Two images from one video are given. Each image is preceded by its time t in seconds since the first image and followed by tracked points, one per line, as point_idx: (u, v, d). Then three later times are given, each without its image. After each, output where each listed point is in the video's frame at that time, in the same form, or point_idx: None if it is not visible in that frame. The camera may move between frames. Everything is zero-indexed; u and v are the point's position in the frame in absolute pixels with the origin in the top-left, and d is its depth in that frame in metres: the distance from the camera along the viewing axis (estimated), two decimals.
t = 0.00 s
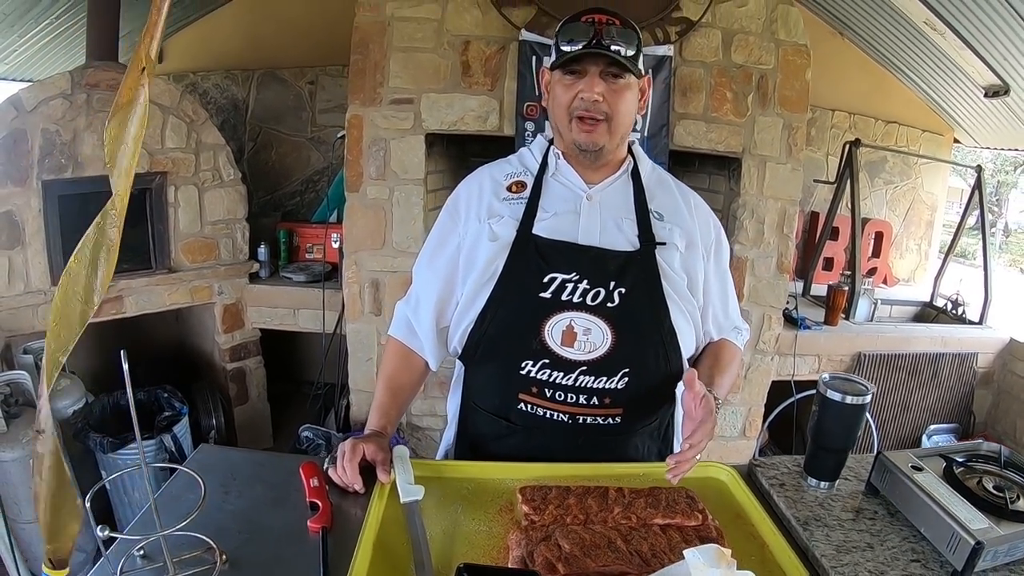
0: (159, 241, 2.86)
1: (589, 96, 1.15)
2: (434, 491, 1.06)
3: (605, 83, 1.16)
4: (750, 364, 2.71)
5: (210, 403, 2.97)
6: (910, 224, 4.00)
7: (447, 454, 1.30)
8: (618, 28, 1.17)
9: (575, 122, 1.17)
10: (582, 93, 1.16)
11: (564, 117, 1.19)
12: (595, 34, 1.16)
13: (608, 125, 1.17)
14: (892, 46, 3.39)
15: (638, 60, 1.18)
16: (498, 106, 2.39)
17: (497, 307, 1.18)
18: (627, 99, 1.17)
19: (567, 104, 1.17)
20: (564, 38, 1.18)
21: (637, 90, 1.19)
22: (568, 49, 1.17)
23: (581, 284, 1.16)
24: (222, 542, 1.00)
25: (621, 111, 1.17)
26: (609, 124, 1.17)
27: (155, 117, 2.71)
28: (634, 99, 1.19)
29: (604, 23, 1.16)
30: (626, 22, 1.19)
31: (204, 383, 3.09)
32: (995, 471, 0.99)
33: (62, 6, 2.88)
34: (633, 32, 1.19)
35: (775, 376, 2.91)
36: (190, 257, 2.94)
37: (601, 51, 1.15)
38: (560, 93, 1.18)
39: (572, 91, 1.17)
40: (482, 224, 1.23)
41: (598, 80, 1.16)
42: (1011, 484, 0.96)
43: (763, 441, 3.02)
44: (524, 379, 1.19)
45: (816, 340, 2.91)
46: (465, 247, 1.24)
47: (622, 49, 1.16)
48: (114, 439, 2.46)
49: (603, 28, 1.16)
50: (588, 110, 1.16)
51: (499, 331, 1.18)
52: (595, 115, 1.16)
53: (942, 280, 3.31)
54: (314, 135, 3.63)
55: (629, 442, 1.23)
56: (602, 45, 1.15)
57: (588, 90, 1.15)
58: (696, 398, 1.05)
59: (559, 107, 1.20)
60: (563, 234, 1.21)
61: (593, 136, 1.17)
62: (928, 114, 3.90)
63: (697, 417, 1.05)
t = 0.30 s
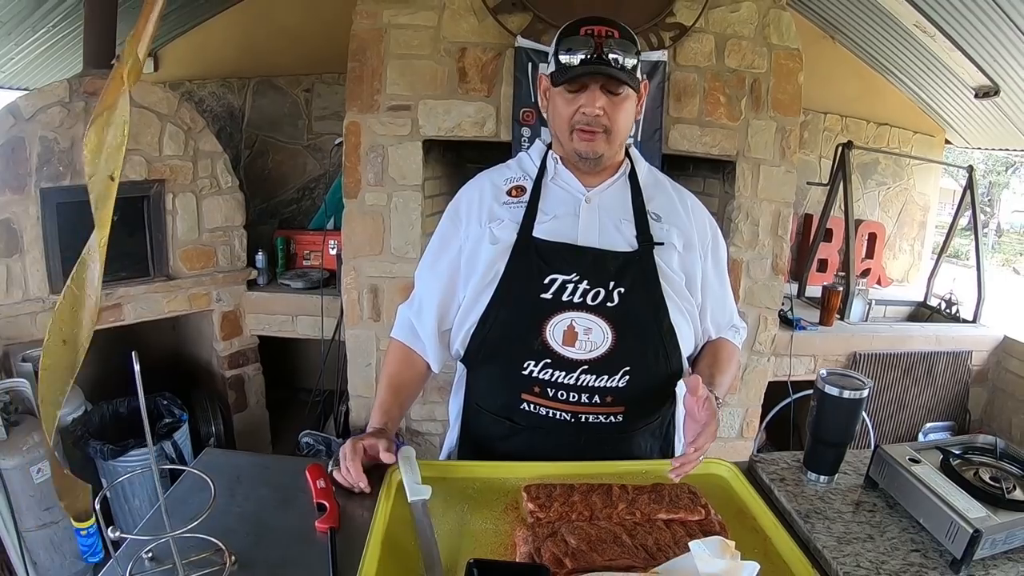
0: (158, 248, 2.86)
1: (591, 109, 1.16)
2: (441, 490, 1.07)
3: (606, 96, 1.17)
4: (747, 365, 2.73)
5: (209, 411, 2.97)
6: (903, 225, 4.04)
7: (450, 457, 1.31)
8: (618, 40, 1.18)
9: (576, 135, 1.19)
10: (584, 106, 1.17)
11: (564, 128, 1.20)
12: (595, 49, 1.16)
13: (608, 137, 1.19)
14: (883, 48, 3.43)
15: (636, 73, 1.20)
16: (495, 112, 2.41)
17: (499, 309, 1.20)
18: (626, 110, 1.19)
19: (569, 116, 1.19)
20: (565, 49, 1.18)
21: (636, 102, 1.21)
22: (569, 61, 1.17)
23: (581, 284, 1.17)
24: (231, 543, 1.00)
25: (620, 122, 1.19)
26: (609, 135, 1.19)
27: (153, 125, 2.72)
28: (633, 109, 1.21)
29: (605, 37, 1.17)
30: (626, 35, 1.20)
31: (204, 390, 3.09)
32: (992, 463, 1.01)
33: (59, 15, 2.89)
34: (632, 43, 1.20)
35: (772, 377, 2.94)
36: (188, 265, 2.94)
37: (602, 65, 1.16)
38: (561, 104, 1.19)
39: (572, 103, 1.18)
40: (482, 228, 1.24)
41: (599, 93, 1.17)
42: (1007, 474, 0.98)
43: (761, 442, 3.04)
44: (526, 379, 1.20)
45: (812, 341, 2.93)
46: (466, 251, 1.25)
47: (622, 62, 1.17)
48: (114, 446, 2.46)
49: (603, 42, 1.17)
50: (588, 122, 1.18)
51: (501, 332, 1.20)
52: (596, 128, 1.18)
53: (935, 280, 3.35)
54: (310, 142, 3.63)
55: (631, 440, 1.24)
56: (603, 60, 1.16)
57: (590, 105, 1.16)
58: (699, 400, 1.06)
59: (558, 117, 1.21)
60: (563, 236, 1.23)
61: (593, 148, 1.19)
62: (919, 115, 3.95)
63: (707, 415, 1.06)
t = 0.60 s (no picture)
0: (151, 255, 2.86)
1: (594, 127, 1.18)
2: (440, 488, 1.08)
3: (609, 113, 1.18)
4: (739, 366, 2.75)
5: (203, 417, 2.96)
6: (891, 226, 4.09)
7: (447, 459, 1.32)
8: (623, 57, 1.19)
9: (575, 149, 1.21)
10: (586, 122, 1.18)
11: (564, 141, 1.21)
12: (603, 67, 1.17)
13: (606, 153, 1.21)
14: (869, 51, 3.48)
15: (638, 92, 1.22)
16: (487, 117, 2.43)
17: (492, 309, 1.21)
18: (625, 126, 1.21)
19: (570, 128, 1.20)
20: (572, 62, 1.18)
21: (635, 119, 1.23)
22: (576, 75, 1.17)
23: (574, 283, 1.19)
24: (232, 544, 1.01)
25: (620, 138, 1.21)
26: (608, 150, 1.21)
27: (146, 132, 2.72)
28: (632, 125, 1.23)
29: (613, 55, 1.18)
30: (632, 54, 1.21)
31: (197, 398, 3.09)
32: (982, 455, 1.04)
33: (51, 22, 2.89)
34: (634, 60, 1.21)
35: (764, 378, 2.96)
36: (181, 272, 2.93)
37: (609, 85, 1.17)
38: (563, 116, 1.19)
39: (575, 117, 1.18)
40: (476, 229, 1.26)
41: (602, 111, 1.18)
42: (997, 466, 1.00)
43: (753, 442, 3.06)
44: (521, 378, 1.22)
45: (802, 341, 2.96)
46: (459, 252, 1.27)
47: (626, 80, 1.19)
48: (108, 453, 2.45)
49: (611, 61, 1.18)
50: (589, 137, 1.20)
51: (495, 331, 1.21)
52: (597, 144, 1.20)
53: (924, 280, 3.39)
54: (302, 149, 3.64)
55: (626, 438, 1.25)
56: (609, 79, 1.17)
57: (593, 122, 1.18)
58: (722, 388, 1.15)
59: (559, 128, 1.21)
60: (556, 236, 1.25)
61: (591, 162, 1.21)
62: (907, 117, 4.00)
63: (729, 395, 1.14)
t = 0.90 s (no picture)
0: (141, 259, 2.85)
1: (572, 131, 1.20)
2: (431, 489, 1.09)
3: (587, 117, 1.20)
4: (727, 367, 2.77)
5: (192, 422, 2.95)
6: (878, 228, 4.13)
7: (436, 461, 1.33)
8: (598, 62, 1.21)
9: (556, 154, 1.23)
10: (565, 127, 1.20)
11: (546, 146, 1.24)
12: (578, 71, 1.18)
13: (587, 157, 1.23)
14: (855, 55, 3.52)
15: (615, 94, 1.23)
16: (475, 121, 2.44)
17: (483, 308, 1.22)
18: (605, 129, 1.23)
19: (550, 134, 1.22)
20: (549, 68, 1.19)
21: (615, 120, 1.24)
22: (553, 81, 1.18)
23: (563, 284, 1.20)
24: (224, 545, 1.01)
25: (600, 141, 1.23)
26: (589, 155, 1.23)
27: (135, 136, 2.72)
28: (612, 127, 1.24)
29: (588, 59, 1.19)
30: (607, 56, 1.23)
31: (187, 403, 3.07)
32: (968, 451, 1.05)
33: (39, 26, 2.88)
34: (610, 63, 1.23)
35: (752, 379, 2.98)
36: (170, 276, 2.92)
37: (584, 89, 1.18)
38: (543, 122, 1.21)
39: (554, 123, 1.20)
40: (466, 228, 1.27)
41: (580, 116, 1.19)
42: (982, 461, 1.02)
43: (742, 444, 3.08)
44: (512, 377, 1.23)
45: (790, 342, 2.98)
46: (451, 251, 1.28)
47: (602, 84, 1.20)
48: (98, 458, 2.43)
49: (585, 65, 1.19)
50: (569, 142, 1.22)
51: (485, 331, 1.22)
52: (576, 148, 1.22)
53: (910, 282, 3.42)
54: (291, 154, 3.63)
55: (615, 437, 1.26)
56: (585, 83, 1.18)
57: (571, 127, 1.20)
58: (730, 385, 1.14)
59: (540, 134, 1.24)
60: (545, 236, 1.26)
61: (573, 167, 1.24)
62: (893, 120, 4.05)
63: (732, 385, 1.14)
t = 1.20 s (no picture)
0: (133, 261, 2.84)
1: (553, 127, 1.19)
2: (419, 490, 1.08)
3: (569, 114, 1.19)
4: (718, 371, 2.78)
5: (184, 424, 2.94)
6: (869, 233, 4.15)
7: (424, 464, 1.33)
8: (584, 60, 1.20)
9: (537, 149, 1.23)
10: (547, 122, 1.20)
11: (528, 141, 1.24)
12: (562, 68, 1.18)
13: (568, 154, 1.23)
14: (847, 60, 3.54)
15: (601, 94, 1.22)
16: (467, 125, 2.44)
17: (472, 310, 1.22)
18: (588, 128, 1.22)
19: (532, 129, 1.22)
20: (534, 64, 1.19)
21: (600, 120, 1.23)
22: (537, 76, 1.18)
23: (551, 287, 1.21)
24: (212, 546, 1.00)
25: (582, 139, 1.22)
26: (570, 152, 1.23)
27: (128, 137, 2.71)
28: (596, 126, 1.24)
29: (573, 57, 1.19)
30: (594, 57, 1.22)
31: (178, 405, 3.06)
32: (956, 453, 1.06)
33: (32, 27, 2.87)
34: (598, 63, 1.22)
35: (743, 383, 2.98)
36: (162, 277, 2.91)
37: (567, 85, 1.17)
38: (526, 116, 1.21)
39: (536, 117, 1.20)
40: (456, 229, 1.26)
41: (562, 111, 1.19)
42: (971, 463, 1.02)
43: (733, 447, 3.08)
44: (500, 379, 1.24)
45: (781, 346, 2.98)
46: (441, 251, 1.26)
47: (587, 82, 1.19)
48: (89, 459, 2.42)
49: (570, 62, 1.19)
50: (550, 138, 1.21)
51: (474, 334, 1.22)
52: (557, 144, 1.22)
53: (901, 286, 3.44)
54: (284, 156, 3.63)
55: (603, 439, 1.26)
56: (568, 79, 1.18)
57: (553, 122, 1.19)
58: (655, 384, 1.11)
59: (524, 129, 1.24)
60: (534, 239, 1.26)
61: (553, 163, 1.23)
62: (885, 125, 4.07)
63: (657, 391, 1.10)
